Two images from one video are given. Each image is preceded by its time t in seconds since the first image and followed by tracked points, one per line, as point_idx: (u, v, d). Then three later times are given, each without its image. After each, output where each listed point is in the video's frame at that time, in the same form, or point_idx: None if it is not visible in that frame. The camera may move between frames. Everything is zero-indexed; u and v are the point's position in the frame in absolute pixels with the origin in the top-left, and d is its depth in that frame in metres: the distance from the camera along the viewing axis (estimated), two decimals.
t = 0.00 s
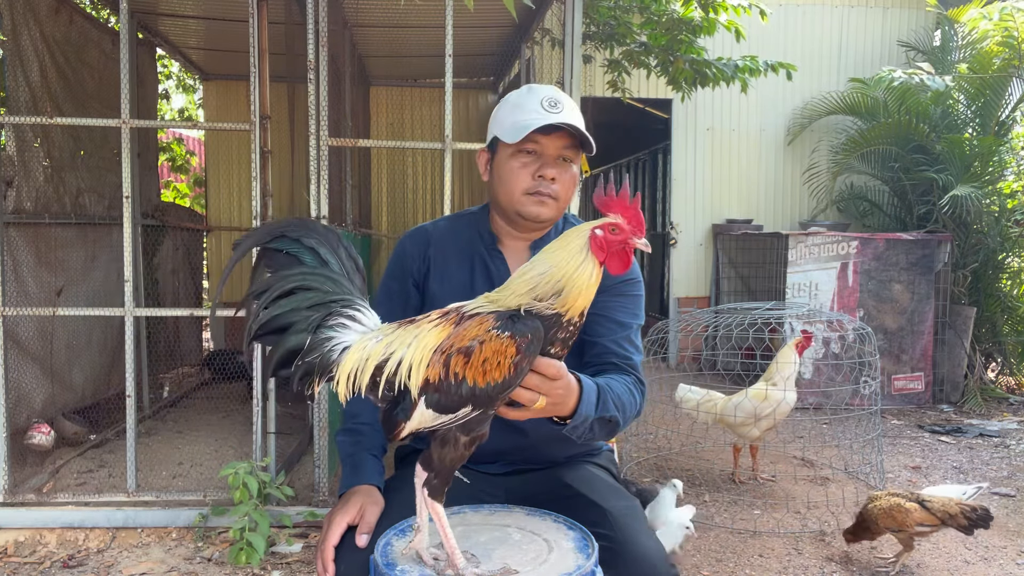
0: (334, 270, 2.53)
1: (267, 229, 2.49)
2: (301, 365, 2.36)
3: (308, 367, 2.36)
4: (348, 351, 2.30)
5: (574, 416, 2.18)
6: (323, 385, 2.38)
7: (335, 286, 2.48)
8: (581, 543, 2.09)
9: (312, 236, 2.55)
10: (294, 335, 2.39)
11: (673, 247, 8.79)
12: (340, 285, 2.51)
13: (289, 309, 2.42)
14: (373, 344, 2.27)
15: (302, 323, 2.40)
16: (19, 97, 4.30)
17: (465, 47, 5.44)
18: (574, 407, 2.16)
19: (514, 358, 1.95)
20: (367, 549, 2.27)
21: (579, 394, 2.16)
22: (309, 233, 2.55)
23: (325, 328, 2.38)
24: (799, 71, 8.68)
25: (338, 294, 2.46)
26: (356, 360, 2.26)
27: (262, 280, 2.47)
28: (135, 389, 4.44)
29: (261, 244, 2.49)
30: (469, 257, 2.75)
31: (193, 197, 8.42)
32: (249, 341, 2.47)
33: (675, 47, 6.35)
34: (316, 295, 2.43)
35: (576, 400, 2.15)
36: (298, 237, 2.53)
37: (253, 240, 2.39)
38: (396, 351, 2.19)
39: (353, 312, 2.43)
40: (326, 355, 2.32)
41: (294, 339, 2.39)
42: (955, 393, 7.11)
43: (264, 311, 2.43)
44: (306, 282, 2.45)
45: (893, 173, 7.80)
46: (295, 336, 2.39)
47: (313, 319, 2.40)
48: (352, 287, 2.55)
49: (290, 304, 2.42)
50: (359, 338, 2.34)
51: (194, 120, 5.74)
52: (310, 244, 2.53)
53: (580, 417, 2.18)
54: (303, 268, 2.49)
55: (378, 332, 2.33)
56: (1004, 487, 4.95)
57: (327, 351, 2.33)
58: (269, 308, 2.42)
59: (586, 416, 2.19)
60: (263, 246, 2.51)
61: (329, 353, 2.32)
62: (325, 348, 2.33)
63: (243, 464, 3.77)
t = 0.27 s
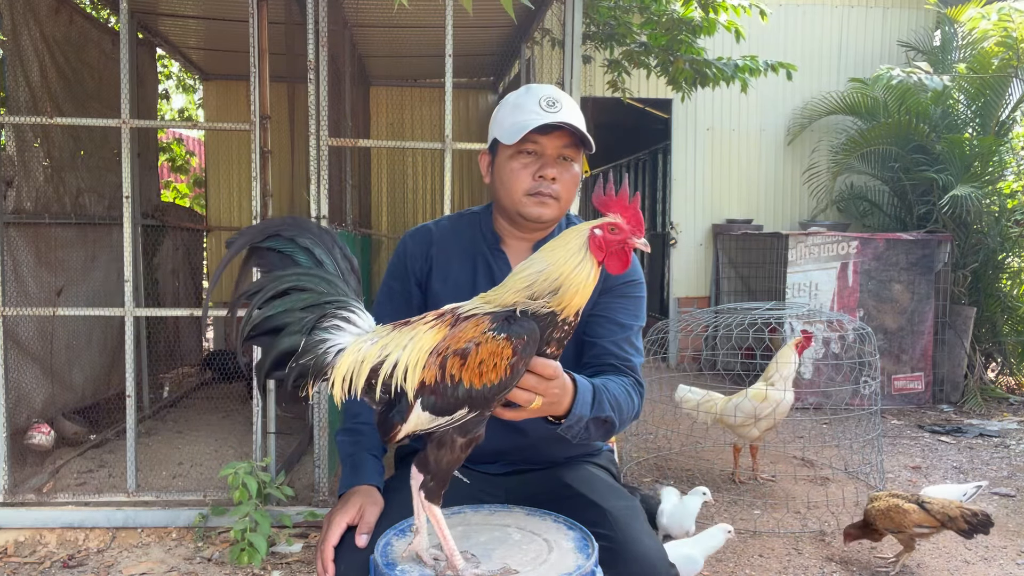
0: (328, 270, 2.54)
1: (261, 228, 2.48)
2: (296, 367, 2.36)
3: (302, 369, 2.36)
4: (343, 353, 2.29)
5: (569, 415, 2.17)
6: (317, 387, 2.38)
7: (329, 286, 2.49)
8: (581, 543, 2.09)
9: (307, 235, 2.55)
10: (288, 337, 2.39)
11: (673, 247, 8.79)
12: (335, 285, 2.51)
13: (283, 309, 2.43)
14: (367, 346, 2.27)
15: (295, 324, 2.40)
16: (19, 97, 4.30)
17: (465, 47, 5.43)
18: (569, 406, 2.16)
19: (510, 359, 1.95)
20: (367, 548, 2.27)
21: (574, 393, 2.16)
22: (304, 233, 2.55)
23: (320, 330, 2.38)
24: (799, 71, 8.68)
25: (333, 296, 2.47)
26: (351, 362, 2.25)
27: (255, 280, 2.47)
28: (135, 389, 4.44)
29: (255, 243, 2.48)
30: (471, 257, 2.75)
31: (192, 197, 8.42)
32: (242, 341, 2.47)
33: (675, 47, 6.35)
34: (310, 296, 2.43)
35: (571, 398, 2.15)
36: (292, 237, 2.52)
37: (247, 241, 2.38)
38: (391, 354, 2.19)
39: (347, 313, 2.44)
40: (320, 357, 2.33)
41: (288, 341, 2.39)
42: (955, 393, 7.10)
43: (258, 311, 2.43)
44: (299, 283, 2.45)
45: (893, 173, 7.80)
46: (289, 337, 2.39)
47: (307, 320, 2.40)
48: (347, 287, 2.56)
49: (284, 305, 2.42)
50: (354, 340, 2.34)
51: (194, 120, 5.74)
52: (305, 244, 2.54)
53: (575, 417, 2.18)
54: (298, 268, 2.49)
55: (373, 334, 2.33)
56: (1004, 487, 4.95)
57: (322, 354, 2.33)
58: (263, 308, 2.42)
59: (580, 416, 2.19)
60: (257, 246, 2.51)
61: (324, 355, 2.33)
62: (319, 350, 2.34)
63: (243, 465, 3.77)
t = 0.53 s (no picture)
0: (326, 271, 2.54)
1: (258, 228, 2.49)
2: (293, 369, 2.35)
3: (299, 371, 2.35)
4: (342, 355, 2.29)
5: (567, 412, 2.16)
6: (315, 390, 2.37)
7: (326, 287, 2.49)
8: (581, 543, 2.09)
9: (304, 236, 2.55)
10: (286, 338, 2.39)
11: (673, 247, 8.79)
12: (331, 286, 2.51)
13: (280, 310, 2.43)
14: (366, 347, 2.26)
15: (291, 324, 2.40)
16: (19, 97, 4.30)
17: (465, 47, 5.44)
18: (566, 403, 2.15)
19: (511, 360, 1.95)
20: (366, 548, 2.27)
21: (572, 391, 2.15)
22: (301, 233, 2.56)
23: (317, 332, 2.37)
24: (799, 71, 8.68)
25: (330, 297, 2.46)
26: (350, 364, 2.25)
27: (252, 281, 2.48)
28: (135, 389, 4.44)
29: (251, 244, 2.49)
30: (472, 258, 2.75)
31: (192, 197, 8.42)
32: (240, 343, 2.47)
33: (675, 47, 6.36)
34: (307, 296, 2.43)
35: (569, 395, 2.15)
36: (289, 237, 2.53)
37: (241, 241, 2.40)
38: (391, 354, 2.19)
39: (344, 315, 2.43)
40: (318, 360, 2.31)
41: (285, 342, 2.39)
42: (955, 393, 7.11)
43: (255, 312, 2.44)
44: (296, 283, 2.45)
45: (893, 173, 7.81)
46: (286, 339, 2.39)
47: (304, 321, 2.39)
48: (344, 288, 2.55)
49: (280, 305, 2.42)
50: (352, 342, 2.33)
51: (194, 120, 5.74)
52: (302, 244, 2.54)
53: (572, 414, 2.17)
54: (295, 269, 2.49)
55: (371, 335, 2.33)
56: (1004, 487, 4.95)
57: (320, 355, 2.32)
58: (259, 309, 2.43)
59: (578, 413, 2.18)
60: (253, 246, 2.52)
61: (322, 357, 2.32)
62: (317, 352, 2.33)
63: (243, 464, 3.77)
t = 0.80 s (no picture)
0: (323, 272, 2.54)
1: (254, 228, 2.50)
2: (291, 371, 2.35)
3: (298, 373, 2.34)
4: (341, 358, 2.28)
5: (564, 410, 2.16)
6: (314, 392, 2.36)
7: (323, 288, 2.48)
8: (581, 543, 2.09)
9: (302, 236, 2.55)
10: (283, 340, 2.39)
11: (673, 247, 8.79)
12: (329, 287, 2.51)
13: (277, 312, 2.43)
14: (366, 350, 2.26)
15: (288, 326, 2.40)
16: (19, 97, 4.31)
17: (465, 47, 5.43)
18: (563, 401, 2.15)
19: (514, 361, 1.96)
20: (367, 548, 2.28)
21: (568, 389, 2.15)
22: (298, 234, 2.56)
23: (315, 333, 2.37)
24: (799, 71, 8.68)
25: (328, 297, 2.46)
26: (350, 367, 2.24)
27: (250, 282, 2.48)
28: (135, 389, 4.44)
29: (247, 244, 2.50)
30: (474, 258, 2.75)
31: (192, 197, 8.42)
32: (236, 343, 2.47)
33: (675, 47, 6.35)
34: (305, 297, 2.43)
35: (565, 394, 2.14)
36: (286, 237, 2.53)
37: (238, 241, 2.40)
38: (391, 357, 2.19)
39: (343, 316, 2.42)
40: (318, 363, 2.31)
41: (283, 344, 2.39)
42: (955, 393, 7.10)
43: (252, 313, 2.45)
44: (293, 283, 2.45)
45: (893, 173, 7.81)
46: (284, 340, 2.39)
47: (302, 322, 2.39)
48: (342, 289, 2.55)
49: (278, 307, 2.43)
50: (351, 344, 2.33)
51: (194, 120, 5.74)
52: (299, 244, 2.54)
53: (569, 412, 2.17)
54: (292, 269, 2.49)
55: (371, 337, 2.32)
56: (1004, 487, 4.95)
57: (318, 358, 2.32)
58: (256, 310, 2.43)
59: (574, 411, 2.17)
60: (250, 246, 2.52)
61: (320, 359, 2.31)
62: (315, 354, 2.32)
63: (243, 465, 3.77)
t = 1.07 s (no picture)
0: (322, 271, 2.55)
1: (252, 227, 2.50)
2: (292, 373, 2.34)
3: (298, 374, 2.34)
4: (343, 359, 2.29)
5: (565, 410, 2.16)
6: (315, 393, 2.36)
7: (323, 287, 2.49)
8: (581, 543, 2.09)
9: (300, 235, 2.56)
10: (284, 341, 2.39)
11: (673, 247, 8.79)
12: (329, 286, 2.51)
13: (276, 312, 2.43)
14: (368, 351, 2.26)
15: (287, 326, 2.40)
16: (19, 97, 4.31)
17: (465, 47, 5.43)
18: (564, 400, 2.15)
19: (514, 362, 1.96)
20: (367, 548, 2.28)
21: (570, 389, 2.15)
22: (296, 233, 2.56)
23: (316, 334, 2.37)
24: (799, 71, 8.68)
25: (327, 297, 2.46)
26: (352, 369, 2.25)
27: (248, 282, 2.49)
28: (135, 389, 4.44)
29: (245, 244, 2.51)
30: (475, 258, 2.75)
31: (192, 197, 8.42)
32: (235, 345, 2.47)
33: (675, 47, 6.35)
34: (304, 297, 2.43)
35: (567, 394, 2.14)
36: (284, 237, 2.54)
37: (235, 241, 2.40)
38: (392, 358, 2.19)
39: (344, 317, 2.42)
40: (318, 364, 2.31)
41: (283, 345, 2.38)
42: (955, 393, 7.11)
43: (251, 314, 2.45)
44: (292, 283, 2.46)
45: (893, 173, 7.81)
46: (284, 341, 2.38)
47: (302, 323, 2.39)
48: (342, 289, 2.55)
49: (277, 307, 2.42)
50: (352, 345, 2.32)
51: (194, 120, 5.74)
52: (297, 244, 2.54)
53: (571, 412, 2.16)
54: (291, 269, 2.50)
55: (372, 338, 2.32)
56: (1004, 487, 4.95)
57: (320, 359, 2.31)
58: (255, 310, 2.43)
59: (577, 411, 2.17)
60: (247, 246, 2.53)
61: (321, 361, 2.31)
62: (316, 355, 2.32)
63: (243, 465, 3.77)
